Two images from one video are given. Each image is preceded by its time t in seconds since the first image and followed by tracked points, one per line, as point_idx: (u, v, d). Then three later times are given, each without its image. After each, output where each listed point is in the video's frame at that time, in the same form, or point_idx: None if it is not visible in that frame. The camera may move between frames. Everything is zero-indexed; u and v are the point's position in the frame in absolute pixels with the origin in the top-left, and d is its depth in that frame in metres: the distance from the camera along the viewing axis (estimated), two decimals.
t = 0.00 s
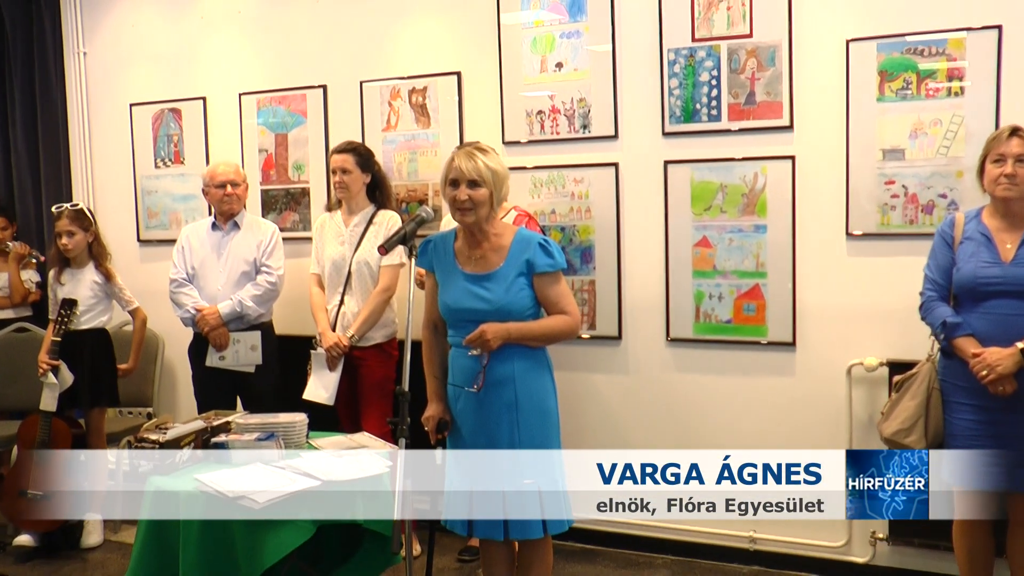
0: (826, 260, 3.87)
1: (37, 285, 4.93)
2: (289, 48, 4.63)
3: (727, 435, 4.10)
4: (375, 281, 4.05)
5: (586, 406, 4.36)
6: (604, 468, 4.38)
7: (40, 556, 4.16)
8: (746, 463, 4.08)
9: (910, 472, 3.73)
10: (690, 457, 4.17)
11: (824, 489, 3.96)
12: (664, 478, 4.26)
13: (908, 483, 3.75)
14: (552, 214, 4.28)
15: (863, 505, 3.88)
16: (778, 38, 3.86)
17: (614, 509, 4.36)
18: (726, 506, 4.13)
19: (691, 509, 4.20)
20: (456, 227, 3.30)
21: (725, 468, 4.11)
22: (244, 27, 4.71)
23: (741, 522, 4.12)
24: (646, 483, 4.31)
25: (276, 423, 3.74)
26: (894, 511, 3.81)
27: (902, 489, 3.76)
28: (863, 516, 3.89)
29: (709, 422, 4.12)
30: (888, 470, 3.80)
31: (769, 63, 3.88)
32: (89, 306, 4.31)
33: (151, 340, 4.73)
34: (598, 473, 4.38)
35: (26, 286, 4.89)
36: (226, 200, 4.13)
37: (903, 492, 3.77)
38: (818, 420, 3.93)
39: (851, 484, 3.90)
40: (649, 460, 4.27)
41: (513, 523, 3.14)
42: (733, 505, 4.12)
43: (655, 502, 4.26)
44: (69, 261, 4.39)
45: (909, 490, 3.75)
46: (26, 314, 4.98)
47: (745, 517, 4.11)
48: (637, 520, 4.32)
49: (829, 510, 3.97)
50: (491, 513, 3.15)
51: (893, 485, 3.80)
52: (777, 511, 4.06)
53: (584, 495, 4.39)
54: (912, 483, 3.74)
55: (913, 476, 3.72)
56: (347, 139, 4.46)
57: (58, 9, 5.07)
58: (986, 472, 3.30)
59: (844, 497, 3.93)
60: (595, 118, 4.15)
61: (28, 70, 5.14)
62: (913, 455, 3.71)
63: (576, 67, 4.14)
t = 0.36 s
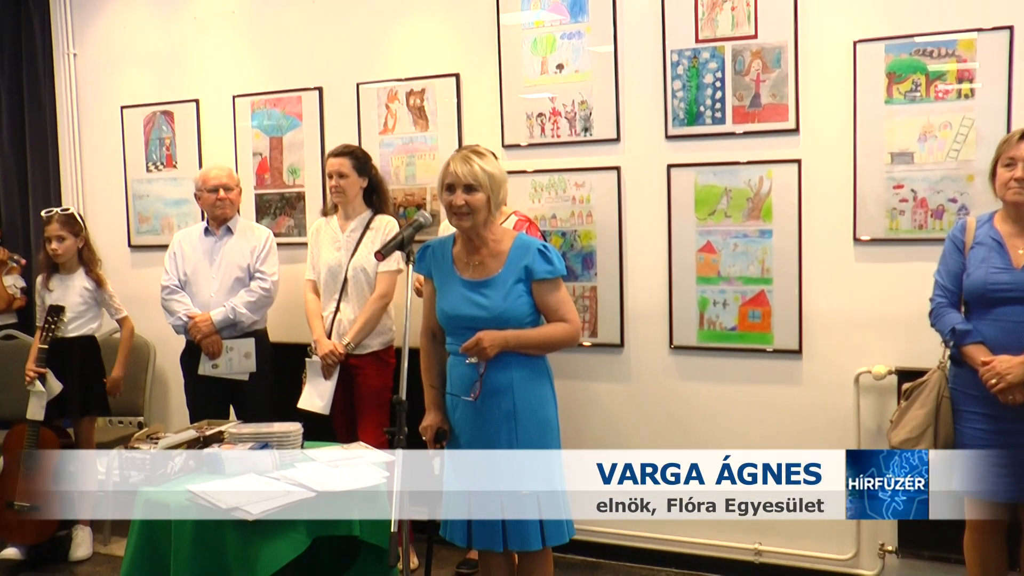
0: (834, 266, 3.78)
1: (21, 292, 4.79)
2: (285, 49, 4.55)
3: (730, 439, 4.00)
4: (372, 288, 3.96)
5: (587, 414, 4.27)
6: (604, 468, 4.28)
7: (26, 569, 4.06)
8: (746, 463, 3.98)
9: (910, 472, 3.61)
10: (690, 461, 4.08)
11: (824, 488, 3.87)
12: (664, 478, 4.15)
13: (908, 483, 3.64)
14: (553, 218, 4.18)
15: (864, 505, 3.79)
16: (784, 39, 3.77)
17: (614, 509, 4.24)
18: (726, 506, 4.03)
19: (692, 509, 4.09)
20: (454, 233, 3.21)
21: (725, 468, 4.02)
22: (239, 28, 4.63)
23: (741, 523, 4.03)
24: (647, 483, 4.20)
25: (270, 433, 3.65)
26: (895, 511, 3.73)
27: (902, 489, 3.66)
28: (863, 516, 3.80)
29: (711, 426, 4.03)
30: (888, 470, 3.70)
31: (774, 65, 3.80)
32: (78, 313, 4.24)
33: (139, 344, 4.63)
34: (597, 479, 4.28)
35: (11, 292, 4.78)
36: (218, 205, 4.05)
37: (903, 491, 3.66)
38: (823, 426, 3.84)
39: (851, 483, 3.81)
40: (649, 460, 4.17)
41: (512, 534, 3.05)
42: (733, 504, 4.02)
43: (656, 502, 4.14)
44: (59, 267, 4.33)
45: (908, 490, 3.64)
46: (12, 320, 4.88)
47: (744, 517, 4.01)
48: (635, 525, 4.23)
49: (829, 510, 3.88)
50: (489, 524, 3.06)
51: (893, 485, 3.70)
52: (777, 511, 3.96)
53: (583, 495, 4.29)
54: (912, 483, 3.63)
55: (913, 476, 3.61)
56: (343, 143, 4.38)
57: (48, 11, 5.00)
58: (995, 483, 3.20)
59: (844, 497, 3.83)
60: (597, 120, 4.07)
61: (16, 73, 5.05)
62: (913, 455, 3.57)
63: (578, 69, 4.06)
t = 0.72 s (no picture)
0: (841, 268, 3.69)
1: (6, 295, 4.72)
2: (280, 47, 4.46)
3: (731, 442, 3.92)
4: (368, 290, 3.88)
5: (586, 419, 4.18)
6: (604, 468, 4.18)
7: None
8: (746, 462, 3.89)
9: (910, 472, 3.55)
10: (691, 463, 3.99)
11: (824, 488, 3.79)
12: (664, 478, 4.06)
13: (908, 483, 3.58)
14: (553, 220, 4.10)
15: (865, 505, 3.72)
16: (790, 36, 3.68)
17: (614, 509, 4.16)
18: (726, 506, 3.95)
19: (691, 509, 4.00)
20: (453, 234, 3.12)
21: (724, 468, 3.93)
22: (233, 25, 4.54)
23: (741, 523, 3.95)
24: (646, 483, 4.11)
25: (263, 439, 3.53)
26: (895, 511, 3.67)
27: (901, 488, 3.60)
28: (862, 516, 3.73)
29: (712, 428, 3.95)
30: (888, 469, 3.64)
31: (780, 62, 3.71)
32: (67, 318, 4.18)
33: (123, 347, 4.56)
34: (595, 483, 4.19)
35: None
36: (212, 206, 3.97)
37: (903, 492, 3.61)
38: (828, 430, 3.76)
39: (851, 483, 3.74)
40: (648, 460, 4.08)
41: (511, 543, 2.96)
42: (733, 504, 3.94)
43: (656, 502, 4.06)
44: (49, 270, 4.24)
45: (908, 490, 3.59)
46: None
47: (745, 517, 3.93)
48: (633, 527, 4.15)
49: (829, 510, 3.80)
50: (488, 532, 2.98)
51: (892, 485, 3.63)
52: (777, 511, 3.87)
53: (583, 494, 4.20)
54: (912, 483, 3.57)
55: (913, 476, 3.54)
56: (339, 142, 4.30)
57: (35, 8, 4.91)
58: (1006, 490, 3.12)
59: (844, 497, 3.76)
60: (598, 119, 3.98)
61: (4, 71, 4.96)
62: (913, 455, 3.50)
63: (579, 67, 3.97)
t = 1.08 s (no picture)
0: (850, 267, 3.61)
1: None
2: (275, 41, 4.37)
3: (734, 442, 3.83)
4: (365, 290, 3.80)
5: (587, 421, 4.09)
6: (604, 468, 4.10)
7: None
8: (746, 462, 3.81)
9: (910, 472, 3.48)
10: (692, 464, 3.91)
11: (824, 488, 3.71)
12: (664, 478, 3.98)
13: (908, 483, 3.51)
14: (554, 218, 4.01)
15: (866, 505, 3.65)
16: (797, 30, 3.59)
17: (614, 509, 4.07)
18: (726, 506, 3.86)
19: (691, 509, 3.92)
20: (453, 232, 3.04)
21: (725, 468, 3.85)
22: (228, 19, 4.46)
23: (741, 523, 3.86)
24: (647, 483, 4.03)
25: (258, 442, 3.48)
26: (894, 511, 3.59)
27: (902, 489, 3.53)
28: (862, 516, 3.66)
29: (714, 429, 3.86)
30: (888, 469, 3.56)
31: (786, 57, 3.62)
32: (58, 319, 4.11)
33: (117, 348, 4.48)
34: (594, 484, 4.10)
35: None
36: (206, 203, 3.88)
37: (903, 491, 3.53)
38: (833, 431, 3.67)
39: (851, 483, 3.66)
40: (648, 460, 4.00)
41: (509, 548, 2.88)
42: (732, 505, 3.86)
43: (656, 502, 3.98)
44: (41, 269, 4.18)
45: (908, 490, 3.51)
46: None
47: (744, 517, 3.85)
48: (631, 528, 4.07)
49: (829, 510, 3.72)
50: (486, 537, 2.90)
51: (892, 485, 3.56)
52: (777, 511, 3.79)
53: (581, 494, 4.10)
54: (912, 483, 3.50)
55: (913, 476, 3.48)
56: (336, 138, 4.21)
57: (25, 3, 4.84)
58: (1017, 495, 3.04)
59: (844, 497, 3.68)
60: (600, 115, 3.89)
61: None
62: (913, 456, 3.40)
63: (580, 61, 3.88)
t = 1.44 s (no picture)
0: (865, 267, 3.52)
1: None
2: (277, 37, 4.29)
3: (742, 444, 3.75)
4: (368, 291, 3.72)
5: (593, 424, 4.01)
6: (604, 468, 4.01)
7: None
8: (746, 462, 3.74)
9: (910, 472, 3.46)
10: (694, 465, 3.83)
11: (823, 488, 3.64)
12: (664, 478, 3.89)
13: (908, 483, 3.48)
14: (563, 217, 3.91)
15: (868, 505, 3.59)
16: (811, 25, 3.50)
17: (614, 509, 3.99)
18: (726, 506, 3.79)
19: (691, 509, 3.85)
20: (461, 231, 2.95)
21: (724, 468, 3.78)
22: (229, 14, 4.38)
23: (741, 523, 3.79)
24: (646, 483, 3.94)
25: (260, 447, 3.39)
26: (894, 511, 3.54)
27: (902, 489, 3.49)
28: (862, 517, 3.60)
29: (721, 431, 3.77)
30: (888, 469, 3.51)
31: (801, 52, 3.53)
32: (58, 322, 4.03)
33: (113, 349, 4.39)
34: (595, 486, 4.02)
35: None
36: (207, 202, 3.80)
37: (903, 491, 3.49)
38: (842, 433, 3.59)
39: (851, 483, 3.60)
40: (648, 459, 3.92)
41: (516, 556, 2.80)
42: (732, 505, 3.79)
43: (656, 502, 3.90)
44: (42, 270, 4.09)
45: (908, 490, 3.48)
46: None
47: (744, 517, 3.78)
48: (631, 528, 3.99)
49: (829, 510, 3.65)
50: (492, 545, 2.82)
51: (892, 485, 3.51)
52: (777, 511, 3.72)
53: (582, 495, 4.02)
54: (912, 483, 3.47)
55: (913, 477, 3.45)
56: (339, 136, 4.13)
57: None
58: None
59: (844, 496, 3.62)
60: (609, 112, 3.80)
61: None
62: (913, 455, 3.44)
63: (589, 57, 3.79)
